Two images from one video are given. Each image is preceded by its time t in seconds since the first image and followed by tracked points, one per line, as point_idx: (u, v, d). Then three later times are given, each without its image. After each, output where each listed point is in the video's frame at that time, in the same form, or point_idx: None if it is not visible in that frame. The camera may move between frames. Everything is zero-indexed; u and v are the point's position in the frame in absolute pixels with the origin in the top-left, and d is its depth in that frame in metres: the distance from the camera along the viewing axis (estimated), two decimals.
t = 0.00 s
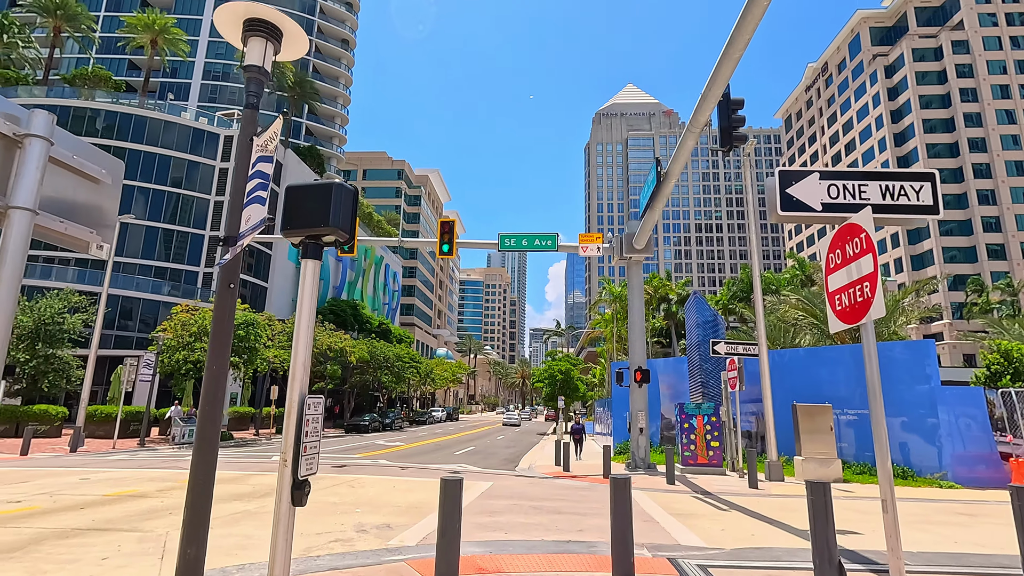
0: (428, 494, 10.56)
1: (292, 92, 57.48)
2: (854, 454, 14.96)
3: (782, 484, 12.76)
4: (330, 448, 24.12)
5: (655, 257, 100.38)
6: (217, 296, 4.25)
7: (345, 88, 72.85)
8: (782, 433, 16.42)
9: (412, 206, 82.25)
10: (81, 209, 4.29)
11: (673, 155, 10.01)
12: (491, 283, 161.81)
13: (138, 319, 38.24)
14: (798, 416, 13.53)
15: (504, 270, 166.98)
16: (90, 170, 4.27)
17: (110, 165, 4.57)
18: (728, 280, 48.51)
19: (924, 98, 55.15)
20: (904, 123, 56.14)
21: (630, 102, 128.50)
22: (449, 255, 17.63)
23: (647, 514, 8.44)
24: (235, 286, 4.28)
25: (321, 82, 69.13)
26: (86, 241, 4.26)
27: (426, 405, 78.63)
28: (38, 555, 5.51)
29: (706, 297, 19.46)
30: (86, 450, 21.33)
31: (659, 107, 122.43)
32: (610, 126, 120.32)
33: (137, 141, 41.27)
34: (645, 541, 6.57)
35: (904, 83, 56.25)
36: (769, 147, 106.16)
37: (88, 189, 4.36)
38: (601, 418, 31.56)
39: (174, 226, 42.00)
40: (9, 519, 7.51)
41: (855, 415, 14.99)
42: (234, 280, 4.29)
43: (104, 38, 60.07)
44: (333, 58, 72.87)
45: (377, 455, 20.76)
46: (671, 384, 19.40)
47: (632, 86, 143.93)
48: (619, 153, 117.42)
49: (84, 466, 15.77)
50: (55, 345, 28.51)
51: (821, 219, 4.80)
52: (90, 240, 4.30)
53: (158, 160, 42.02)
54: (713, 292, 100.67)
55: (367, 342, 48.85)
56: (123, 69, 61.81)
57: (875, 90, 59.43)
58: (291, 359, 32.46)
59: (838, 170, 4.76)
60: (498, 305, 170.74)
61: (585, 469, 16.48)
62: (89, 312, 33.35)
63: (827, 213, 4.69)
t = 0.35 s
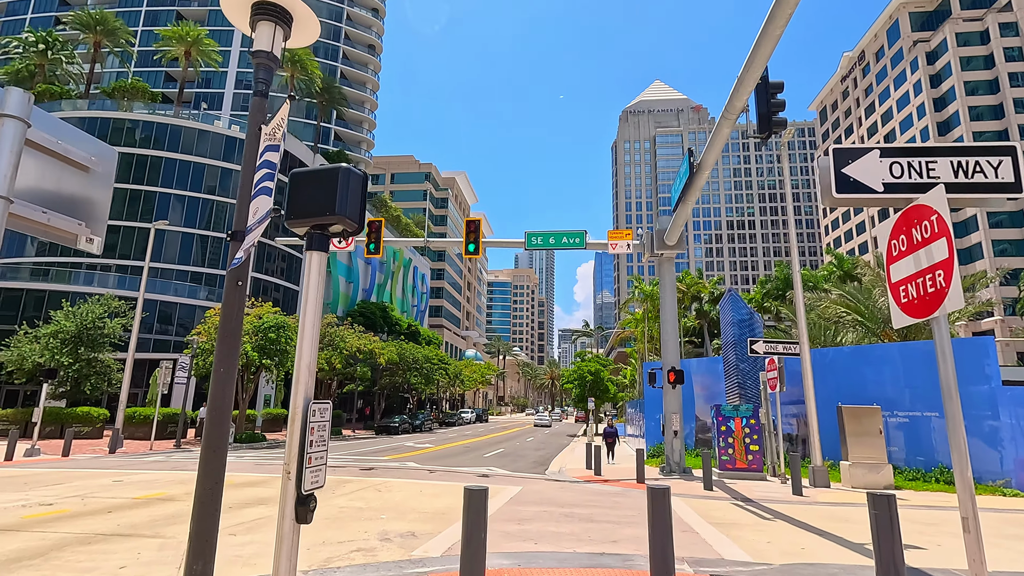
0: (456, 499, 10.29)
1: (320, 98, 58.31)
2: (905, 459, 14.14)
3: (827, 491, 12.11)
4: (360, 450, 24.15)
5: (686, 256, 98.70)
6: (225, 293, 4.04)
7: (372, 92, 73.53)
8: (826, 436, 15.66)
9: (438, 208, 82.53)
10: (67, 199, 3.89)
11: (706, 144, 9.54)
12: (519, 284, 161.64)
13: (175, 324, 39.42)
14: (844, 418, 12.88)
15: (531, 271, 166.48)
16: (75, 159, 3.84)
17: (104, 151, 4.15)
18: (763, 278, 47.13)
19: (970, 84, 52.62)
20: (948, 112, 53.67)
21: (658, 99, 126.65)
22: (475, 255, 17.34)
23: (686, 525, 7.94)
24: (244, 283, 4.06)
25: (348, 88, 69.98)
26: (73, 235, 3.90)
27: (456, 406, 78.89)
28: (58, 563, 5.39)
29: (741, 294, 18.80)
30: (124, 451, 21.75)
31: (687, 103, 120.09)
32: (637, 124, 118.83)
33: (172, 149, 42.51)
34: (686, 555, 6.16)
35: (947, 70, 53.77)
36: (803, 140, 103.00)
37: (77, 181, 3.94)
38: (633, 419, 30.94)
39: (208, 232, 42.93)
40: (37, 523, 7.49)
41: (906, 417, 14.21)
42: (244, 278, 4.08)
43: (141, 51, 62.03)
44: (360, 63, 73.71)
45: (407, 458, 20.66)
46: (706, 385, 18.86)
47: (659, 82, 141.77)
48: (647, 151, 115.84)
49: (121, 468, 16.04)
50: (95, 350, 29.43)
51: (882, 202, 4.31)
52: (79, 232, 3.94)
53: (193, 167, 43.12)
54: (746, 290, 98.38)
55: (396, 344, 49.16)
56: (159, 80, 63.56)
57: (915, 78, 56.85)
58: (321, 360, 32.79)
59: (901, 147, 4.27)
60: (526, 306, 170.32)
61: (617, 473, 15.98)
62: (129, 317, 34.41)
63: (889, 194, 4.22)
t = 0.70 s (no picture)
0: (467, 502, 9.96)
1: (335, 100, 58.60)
2: (935, 462, 13.50)
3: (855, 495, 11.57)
4: (372, 451, 23.97)
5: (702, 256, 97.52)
6: (209, 282, 3.76)
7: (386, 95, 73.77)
8: (853, 439, 15.05)
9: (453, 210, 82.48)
10: (19, 173, 3.11)
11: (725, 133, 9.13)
12: (534, 286, 161.27)
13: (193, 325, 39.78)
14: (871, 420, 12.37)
15: (546, 272, 166.02)
16: (37, 126, 3.11)
17: (67, 119, 3.43)
18: (782, 277, 46.26)
19: (997, 77, 51.02)
20: (974, 106, 52.13)
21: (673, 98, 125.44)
22: (487, 253, 17.08)
23: (708, 532, 7.53)
24: (229, 272, 3.78)
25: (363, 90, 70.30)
26: (25, 212, 3.09)
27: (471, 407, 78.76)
28: (48, 567, 5.17)
29: (762, 292, 18.25)
30: (140, 451, 21.85)
31: (704, 101, 118.60)
32: (652, 123, 117.80)
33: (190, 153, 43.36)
34: (708, 565, 5.77)
35: (972, 63, 52.22)
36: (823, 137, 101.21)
37: (31, 153, 3.18)
38: (649, 421, 30.45)
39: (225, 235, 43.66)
40: (37, 524, 7.32)
41: (938, 419, 13.57)
42: (229, 266, 3.80)
43: (161, 57, 62.99)
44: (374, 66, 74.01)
45: (419, 459, 20.41)
46: (726, 385, 18.31)
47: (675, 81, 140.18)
48: (662, 150, 114.78)
49: (133, 469, 16.00)
50: (113, 352, 29.68)
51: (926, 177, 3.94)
52: (34, 210, 3.14)
53: (209, 170, 44.02)
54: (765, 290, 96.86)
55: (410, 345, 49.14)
56: (178, 85, 64.42)
57: (938, 72, 55.38)
58: (335, 361, 32.81)
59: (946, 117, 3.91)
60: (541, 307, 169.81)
61: (634, 476, 15.56)
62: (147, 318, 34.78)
63: (934, 169, 3.86)
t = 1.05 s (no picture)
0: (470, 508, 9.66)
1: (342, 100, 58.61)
2: (957, 467, 12.94)
3: (872, 501, 11.15)
4: (377, 452, 23.74)
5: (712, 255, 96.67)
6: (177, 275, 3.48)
7: (393, 95, 73.79)
8: (871, 442, 14.55)
9: (460, 210, 82.22)
10: None
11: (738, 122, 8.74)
12: (543, 286, 160.94)
13: (200, 326, 39.79)
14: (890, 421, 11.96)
15: (555, 272, 165.37)
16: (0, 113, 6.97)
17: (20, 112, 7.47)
18: (793, 276, 45.57)
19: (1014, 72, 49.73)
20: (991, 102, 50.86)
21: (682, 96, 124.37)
22: (492, 251, 16.82)
23: (723, 541, 7.11)
24: (198, 264, 3.48)
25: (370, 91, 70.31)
26: None
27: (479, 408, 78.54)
28: None
29: (774, 290, 17.78)
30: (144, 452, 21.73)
31: (713, 100, 117.44)
32: (661, 122, 116.97)
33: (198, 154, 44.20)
34: None
35: (989, 58, 50.97)
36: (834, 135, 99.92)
37: None
38: (659, 423, 30.02)
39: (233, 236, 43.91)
40: (25, 530, 7.10)
41: (962, 421, 13.02)
42: (199, 257, 3.50)
43: (170, 59, 63.33)
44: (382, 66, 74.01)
45: (424, 461, 20.17)
46: (737, 387, 17.86)
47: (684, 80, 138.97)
48: (671, 150, 113.91)
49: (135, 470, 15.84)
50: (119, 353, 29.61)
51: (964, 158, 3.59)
52: None
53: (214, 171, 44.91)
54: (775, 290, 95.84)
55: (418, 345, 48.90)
56: (187, 88, 64.73)
57: (954, 68, 54.18)
58: (342, 362, 32.58)
59: (987, 91, 3.56)
60: (550, 307, 169.17)
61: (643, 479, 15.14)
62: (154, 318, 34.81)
63: (975, 148, 3.50)
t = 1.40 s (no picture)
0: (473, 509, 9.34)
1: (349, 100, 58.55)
2: (979, 468, 12.46)
3: (892, 504, 10.72)
4: (382, 452, 23.49)
5: (721, 254, 95.90)
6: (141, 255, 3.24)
7: (400, 95, 73.70)
8: (890, 443, 14.07)
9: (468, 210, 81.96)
10: None
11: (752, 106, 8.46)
12: (551, 287, 160.54)
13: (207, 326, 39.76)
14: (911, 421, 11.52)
15: (562, 273, 164.73)
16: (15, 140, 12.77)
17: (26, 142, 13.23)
18: (804, 275, 44.93)
19: None
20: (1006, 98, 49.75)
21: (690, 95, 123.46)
22: (497, 247, 16.46)
23: (738, 547, 6.75)
24: (164, 243, 3.29)
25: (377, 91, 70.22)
26: None
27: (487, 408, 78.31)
28: None
29: (787, 286, 17.33)
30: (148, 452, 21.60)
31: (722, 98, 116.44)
32: (669, 121, 116.18)
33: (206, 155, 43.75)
34: None
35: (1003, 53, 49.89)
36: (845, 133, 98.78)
37: None
38: (668, 423, 29.55)
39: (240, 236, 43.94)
40: (13, 531, 6.87)
41: (984, 422, 12.52)
42: (166, 235, 3.31)
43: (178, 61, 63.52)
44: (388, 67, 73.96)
45: (429, 461, 19.88)
46: (748, 386, 17.43)
47: (691, 79, 137.93)
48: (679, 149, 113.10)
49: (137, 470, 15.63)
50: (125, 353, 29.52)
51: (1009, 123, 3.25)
52: None
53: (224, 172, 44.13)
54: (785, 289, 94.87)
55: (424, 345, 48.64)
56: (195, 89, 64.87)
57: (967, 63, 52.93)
58: (347, 362, 32.35)
59: None
60: (558, 308, 168.62)
61: (653, 481, 14.75)
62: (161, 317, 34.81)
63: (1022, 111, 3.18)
